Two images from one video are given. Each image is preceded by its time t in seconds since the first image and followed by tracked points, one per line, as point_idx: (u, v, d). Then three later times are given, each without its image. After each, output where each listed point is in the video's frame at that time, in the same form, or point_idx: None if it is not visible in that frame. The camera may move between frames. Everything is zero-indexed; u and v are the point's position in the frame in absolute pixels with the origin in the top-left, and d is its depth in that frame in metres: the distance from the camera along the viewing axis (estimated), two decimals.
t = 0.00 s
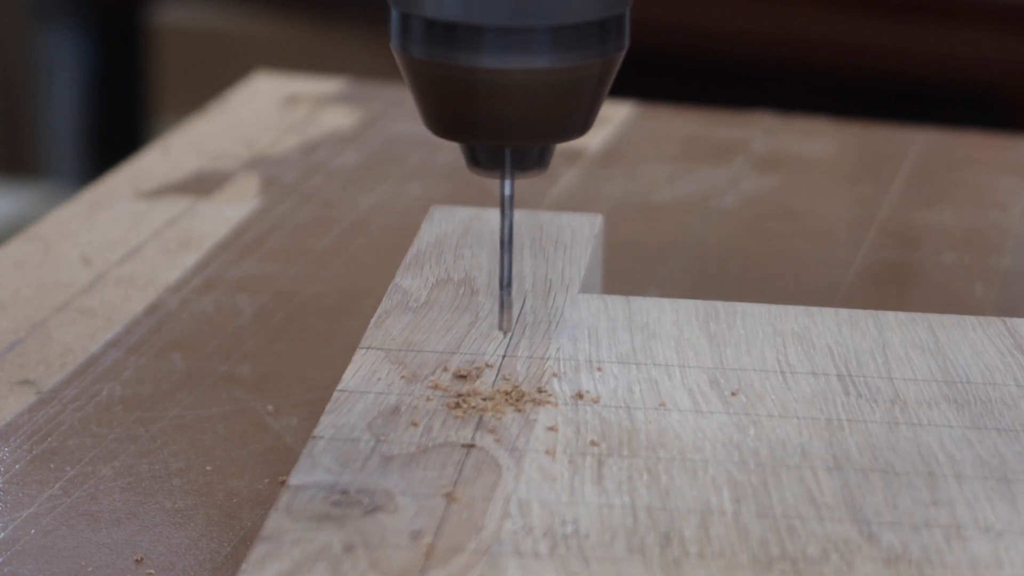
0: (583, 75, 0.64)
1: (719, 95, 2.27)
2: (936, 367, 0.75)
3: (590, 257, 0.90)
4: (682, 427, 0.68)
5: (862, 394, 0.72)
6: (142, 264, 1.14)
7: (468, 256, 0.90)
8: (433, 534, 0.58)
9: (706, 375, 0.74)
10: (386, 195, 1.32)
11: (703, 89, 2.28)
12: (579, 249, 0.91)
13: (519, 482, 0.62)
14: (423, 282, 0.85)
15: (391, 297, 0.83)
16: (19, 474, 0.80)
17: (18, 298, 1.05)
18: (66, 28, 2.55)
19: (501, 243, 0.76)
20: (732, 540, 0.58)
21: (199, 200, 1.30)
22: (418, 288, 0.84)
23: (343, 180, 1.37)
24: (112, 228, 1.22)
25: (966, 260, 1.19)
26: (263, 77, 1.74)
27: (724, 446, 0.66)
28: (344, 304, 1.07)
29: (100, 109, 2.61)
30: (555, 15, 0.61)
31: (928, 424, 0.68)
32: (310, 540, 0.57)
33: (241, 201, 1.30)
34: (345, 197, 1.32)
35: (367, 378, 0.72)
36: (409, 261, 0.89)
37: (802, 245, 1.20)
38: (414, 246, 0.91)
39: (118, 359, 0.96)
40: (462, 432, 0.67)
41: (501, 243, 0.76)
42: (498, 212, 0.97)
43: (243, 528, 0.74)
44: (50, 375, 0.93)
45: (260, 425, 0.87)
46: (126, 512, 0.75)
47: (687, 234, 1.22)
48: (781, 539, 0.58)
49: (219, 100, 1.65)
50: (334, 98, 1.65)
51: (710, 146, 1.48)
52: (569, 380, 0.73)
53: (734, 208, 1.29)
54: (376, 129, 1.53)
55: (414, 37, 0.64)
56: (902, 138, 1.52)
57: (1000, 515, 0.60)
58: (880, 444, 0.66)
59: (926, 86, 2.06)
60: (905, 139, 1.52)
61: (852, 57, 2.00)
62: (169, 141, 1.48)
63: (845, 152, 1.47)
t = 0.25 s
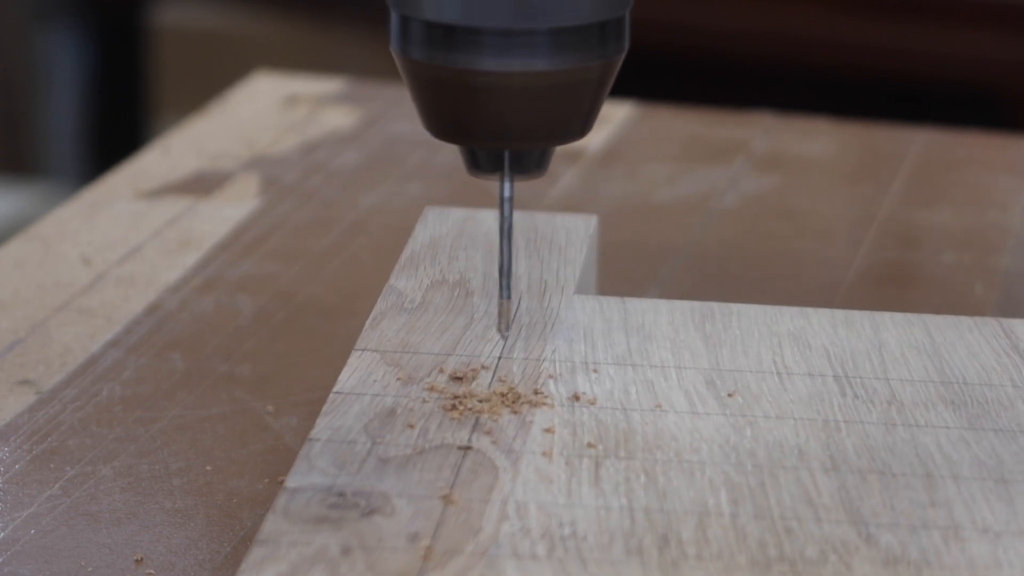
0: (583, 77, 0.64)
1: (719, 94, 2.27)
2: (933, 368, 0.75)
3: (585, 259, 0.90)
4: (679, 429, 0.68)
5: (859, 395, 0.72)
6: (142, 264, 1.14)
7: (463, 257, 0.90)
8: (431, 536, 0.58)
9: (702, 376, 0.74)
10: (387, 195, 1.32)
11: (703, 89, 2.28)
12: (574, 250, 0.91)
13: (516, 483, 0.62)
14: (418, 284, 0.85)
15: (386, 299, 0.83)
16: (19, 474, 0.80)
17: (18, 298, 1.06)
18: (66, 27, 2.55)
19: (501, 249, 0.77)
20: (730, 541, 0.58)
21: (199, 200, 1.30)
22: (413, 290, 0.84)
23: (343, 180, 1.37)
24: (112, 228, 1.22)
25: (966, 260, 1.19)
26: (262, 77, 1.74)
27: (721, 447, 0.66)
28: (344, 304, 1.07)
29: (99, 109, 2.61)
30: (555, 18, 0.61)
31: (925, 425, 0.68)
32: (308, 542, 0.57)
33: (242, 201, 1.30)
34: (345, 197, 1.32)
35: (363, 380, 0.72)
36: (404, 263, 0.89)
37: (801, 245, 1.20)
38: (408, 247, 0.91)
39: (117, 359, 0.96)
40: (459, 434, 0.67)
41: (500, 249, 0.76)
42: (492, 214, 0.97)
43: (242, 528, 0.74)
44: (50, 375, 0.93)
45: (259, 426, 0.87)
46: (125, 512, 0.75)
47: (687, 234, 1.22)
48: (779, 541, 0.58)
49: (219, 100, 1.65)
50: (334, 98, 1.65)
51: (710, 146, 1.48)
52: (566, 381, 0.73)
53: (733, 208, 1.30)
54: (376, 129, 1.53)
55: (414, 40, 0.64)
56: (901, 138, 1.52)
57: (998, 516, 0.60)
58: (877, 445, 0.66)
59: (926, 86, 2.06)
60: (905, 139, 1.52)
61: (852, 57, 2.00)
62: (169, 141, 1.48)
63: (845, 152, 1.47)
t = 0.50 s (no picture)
0: (582, 83, 0.64)
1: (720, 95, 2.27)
2: (934, 368, 0.75)
3: (586, 259, 0.90)
4: (680, 428, 0.68)
5: (860, 395, 0.72)
6: (142, 264, 1.14)
7: (464, 258, 0.90)
8: (431, 536, 0.58)
9: (703, 376, 0.74)
10: (387, 195, 1.32)
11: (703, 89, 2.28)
12: (576, 250, 0.91)
13: (517, 483, 0.62)
14: (419, 284, 0.85)
15: (387, 299, 0.83)
16: (19, 474, 0.80)
17: (18, 298, 1.06)
18: (66, 28, 2.55)
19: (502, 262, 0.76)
20: (730, 541, 0.58)
21: (199, 200, 1.30)
22: (414, 290, 0.84)
23: (343, 180, 1.37)
24: (112, 228, 1.22)
25: (966, 260, 1.19)
26: (262, 77, 1.74)
27: (722, 447, 0.66)
28: (344, 304, 1.07)
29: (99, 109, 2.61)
30: (554, 23, 0.61)
31: (926, 424, 0.68)
32: (308, 542, 0.57)
33: (242, 201, 1.30)
34: (346, 197, 1.32)
35: (364, 380, 0.72)
36: (404, 263, 0.89)
37: (802, 245, 1.20)
38: (410, 246, 0.91)
39: (118, 359, 0.96)
40: (459, 434, 0.67)
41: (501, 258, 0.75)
42: (493, 214, 0.97)
43: (243, 528, 0.74)
44: (50, 375, 0.93)
45: (260, 425, 0.87)
46: (126, 512, 0.75)
47: (687, 234, 1.22)
48: (779, 541, 0.58)
49: (219, 100, 1.65)
50: (334, 98, 1.65)
51: (710, 146, 1.48)
52: (566, 381, 0.73)
53: (734, 208, 1.29)
54: (376, 129, 1.53)
55: (414, 45, 0.64)
56: (902, 138, 1.52)
57: (998, 516, 0.60)
58: (878, 445, 0.66)
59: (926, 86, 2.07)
60: (905, 139, 1.52)
61: (852, 57, 2.00)
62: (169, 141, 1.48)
63: (845, 152, 1.47)
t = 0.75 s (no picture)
0: (582, 87, 0.64)
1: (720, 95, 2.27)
2: (934, 368, 0.75)
3: (586, 259, 0.90)
4: (680, 429, 0.68)
5: (860, 395, 0.71)
6: (142, 264, 1.14)
7: (464, 258, 0.90)
8: (431, 536, 0.58)
9: (703, 376, 0.74)
10: (387, 195, 1.32)
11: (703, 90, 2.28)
12: (576, 250, 0.91)
13: (517, 483, 0.62)
14: (419, 284, 0.85)
15: (387, 300, 0.83)
16: (19, 474, 0.80)
17: (18, 298, 1.05)
18: (66, 28, 2.55)
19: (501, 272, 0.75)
20: (730, 541, 0.58)
21: (199, 200, 1.30)
22: (414, 290, 0.84)
23: (343, 180, 1.37)
24: (112, 228, 1.22)
25: (966, 260, 1.19)
26: (262, 77, 1.74)
27: (722, 447, 0.66)
28: (344, 304, 1.07)
29: (99, 108, 2.61)
30: (554, 27, 0.61)
31: (926, 424, 0.68)
32: (308, 542, 0.57)
33: (242, 201, 1.30)
34: (345, 197, 1.32)
35: (364, 380, 0.72)
36: (404, 263, 0.89)
37: (802, 245, 1.20)
38: (410, 246, 0.91)
39: (117, 359, 0.96)
40: (459, 434, 0.67)
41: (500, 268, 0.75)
42: (494, 214, 0.97)
43: (243, 528, 0.74)
44: (50, 375, 0.93)
45: (260, 425, 0.87)
46: (126, 512, 0.75)
47: (687, 234, 1.22)
48: (780, 541, 0.58)
49: (219, 100, 1.65)
50: (334, 98, 1.65)
51: (710, 146, 1.48)
52: (566, 381, 0.73)
53: (734, 208, 1.29)
54: (376, 129, 1.53)
55: (414, 49, 0.64)
56: (902, 138, 1.52)
57: (998, 516, 0.60)
58: (878, 445, 0.66)
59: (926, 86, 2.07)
60: (905, 139, 1.52)
61: (852, 57, 2.00)
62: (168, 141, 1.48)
63: (845, 152, 1.47)
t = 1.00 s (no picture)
0: (582, 90, 0.64)
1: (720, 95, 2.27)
2: (934, 368, 0.75)
3: (587, 259, 0.90)
4: (680, 429, 0.68)
5: (860, 395, 0.71)
6: (142, 264, 1.14)
7: (465, 258, 0.90)
8: (431, 536, 0.58)
9: (704, 376, 0.73)
10: (387, 195, 1.32)
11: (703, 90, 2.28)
12: (576, 250, 0.91)
13: (517, 483, 0.62)
14: (419, 284, 0.85)
15: (387, 300, 0.83)
16: (19, 474, 0.80)
17: (18, 298, 1.05)
18: (66, 28, 2.55)
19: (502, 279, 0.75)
20: (730, 541, 0.58)
21: (199, 200, 1.30)
22: (415, 290, 0.84)
23: (343, 180, 1.37)
24: (112, 228, 1.22)
25: (967, 260, 1.19)
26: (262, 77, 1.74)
27: (722, 447, 0.66)
28: (344, 305, 1.06)
29: (99, 108, 2.61)
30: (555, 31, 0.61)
31: (926, 424, 0.68)
32: (308, 543, 0.57)
33: (242, 201, 1.30)
34: (345, 197, 1.32)
35: (364, 380, 0.72)
36: (405, 263, 0.89)
37: (802, 245, 1.20)
38: (410, 246, 0.91)
39: (117, 359, 0.96)
40: (459, 434, 0.67)
41: (501, 271, 0.75)
42: (494, 214, 0.97)
43: (243, 528, 0.74)
44: (49, 375, 0.93)
45: (260, 425, 0.87)
46: (125, 512, 0.75)
47: (687, 234, 1.22)
48: (780, 541, 0.58)
49: (219, 100, 1.65)
50: (334, 98, 1.65)
51: (710, 146, 1.48)
52: (567, 382, 0.73)
53: (734, 208, 1.29)
54: (376, 129, 1.53)
55: (414, 53, 0.64)
56: (901, 138, 1.52)
57: (999, 516, 0.60)
58: (878, 445, 0.66)
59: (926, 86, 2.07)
60: (905, 139, 1.52)
61: (853, 57, 2.00)
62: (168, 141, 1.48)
63: (845, 152, 1.47)
